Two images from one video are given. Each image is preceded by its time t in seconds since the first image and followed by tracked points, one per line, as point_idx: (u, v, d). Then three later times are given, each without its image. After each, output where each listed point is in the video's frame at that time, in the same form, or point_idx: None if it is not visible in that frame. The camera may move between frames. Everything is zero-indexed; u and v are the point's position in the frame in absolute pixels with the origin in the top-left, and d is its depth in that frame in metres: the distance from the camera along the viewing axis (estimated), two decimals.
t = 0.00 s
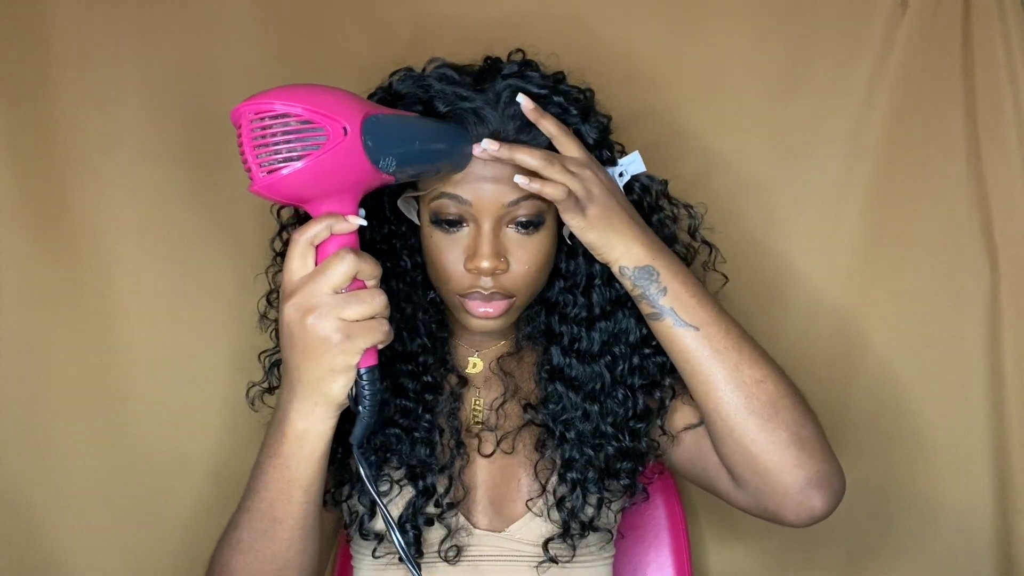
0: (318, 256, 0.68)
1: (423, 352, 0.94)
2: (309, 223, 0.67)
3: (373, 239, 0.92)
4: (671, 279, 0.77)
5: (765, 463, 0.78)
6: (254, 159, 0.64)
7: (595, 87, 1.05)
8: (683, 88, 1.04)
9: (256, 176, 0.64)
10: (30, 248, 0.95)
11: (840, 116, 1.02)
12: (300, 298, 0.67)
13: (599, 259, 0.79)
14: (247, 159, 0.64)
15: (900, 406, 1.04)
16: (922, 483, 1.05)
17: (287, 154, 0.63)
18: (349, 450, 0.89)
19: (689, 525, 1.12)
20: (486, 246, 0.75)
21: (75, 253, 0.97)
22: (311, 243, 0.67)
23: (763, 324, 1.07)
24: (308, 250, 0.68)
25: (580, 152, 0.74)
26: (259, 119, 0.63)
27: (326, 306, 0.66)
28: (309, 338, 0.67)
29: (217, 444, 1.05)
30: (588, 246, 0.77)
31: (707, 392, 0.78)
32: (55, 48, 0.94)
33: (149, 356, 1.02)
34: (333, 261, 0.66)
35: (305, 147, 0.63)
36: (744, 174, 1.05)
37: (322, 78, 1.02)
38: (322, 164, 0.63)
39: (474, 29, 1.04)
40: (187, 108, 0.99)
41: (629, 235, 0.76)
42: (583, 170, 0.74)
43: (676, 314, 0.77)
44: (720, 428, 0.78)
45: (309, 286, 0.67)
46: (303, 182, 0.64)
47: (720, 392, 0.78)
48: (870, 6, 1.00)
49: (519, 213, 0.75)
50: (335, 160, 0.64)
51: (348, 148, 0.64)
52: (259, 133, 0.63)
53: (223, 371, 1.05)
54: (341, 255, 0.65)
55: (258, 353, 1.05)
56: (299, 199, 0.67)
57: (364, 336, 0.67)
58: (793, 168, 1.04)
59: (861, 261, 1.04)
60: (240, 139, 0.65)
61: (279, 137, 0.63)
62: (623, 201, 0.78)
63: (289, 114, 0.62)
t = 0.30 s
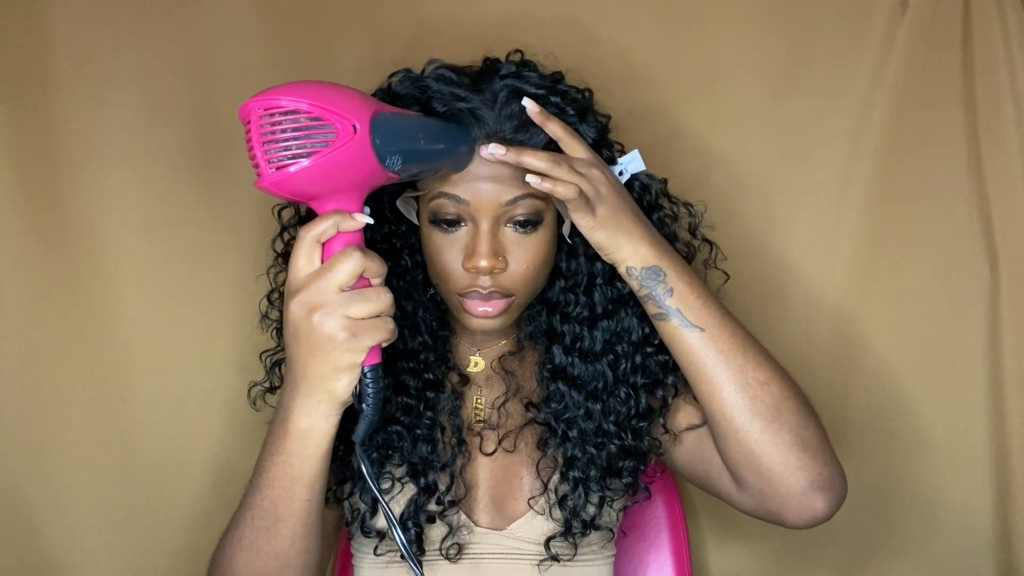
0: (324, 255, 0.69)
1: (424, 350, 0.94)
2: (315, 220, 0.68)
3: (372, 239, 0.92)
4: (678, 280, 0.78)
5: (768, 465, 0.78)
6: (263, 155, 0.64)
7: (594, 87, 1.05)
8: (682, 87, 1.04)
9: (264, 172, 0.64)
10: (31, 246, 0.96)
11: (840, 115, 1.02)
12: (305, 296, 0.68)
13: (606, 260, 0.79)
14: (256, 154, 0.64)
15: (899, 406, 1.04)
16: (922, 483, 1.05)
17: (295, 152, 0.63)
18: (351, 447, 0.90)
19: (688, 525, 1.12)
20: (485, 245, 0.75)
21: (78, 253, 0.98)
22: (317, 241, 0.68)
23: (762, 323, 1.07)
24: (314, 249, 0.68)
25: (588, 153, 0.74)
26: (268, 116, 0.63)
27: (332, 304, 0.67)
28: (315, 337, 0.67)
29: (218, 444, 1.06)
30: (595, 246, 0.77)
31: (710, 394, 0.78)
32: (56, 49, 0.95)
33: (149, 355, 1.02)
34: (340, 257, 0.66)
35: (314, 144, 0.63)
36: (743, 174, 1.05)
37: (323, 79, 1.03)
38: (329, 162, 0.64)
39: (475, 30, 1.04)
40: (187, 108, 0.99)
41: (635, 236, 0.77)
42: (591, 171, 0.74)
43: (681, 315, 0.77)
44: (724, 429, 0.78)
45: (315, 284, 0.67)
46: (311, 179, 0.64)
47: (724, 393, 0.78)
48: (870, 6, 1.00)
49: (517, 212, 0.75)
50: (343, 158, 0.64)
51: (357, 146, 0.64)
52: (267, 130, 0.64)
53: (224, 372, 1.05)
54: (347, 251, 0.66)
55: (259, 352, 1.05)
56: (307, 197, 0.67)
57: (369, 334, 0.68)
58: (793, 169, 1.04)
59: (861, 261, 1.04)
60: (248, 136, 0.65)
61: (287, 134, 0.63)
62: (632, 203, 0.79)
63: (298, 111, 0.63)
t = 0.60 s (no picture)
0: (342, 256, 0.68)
1: (426, 347, 0.95)
2: (337, 216, 0.67)
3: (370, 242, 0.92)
4: (687, 285, 0.78)
5: (773, 469, 0.78)
6: (294, 149, 0.63)
7: (593, 88, 1.05)
8: (681, 87, 1.04)
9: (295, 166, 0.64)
10: (32, 248, 0.96)
11: (840, 115, 1.02)
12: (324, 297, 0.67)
13: (616, 264, 0.79)
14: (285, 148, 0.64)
15: (899, 405, 1.04)
16: (923, 483, 1.04)
17: (324, 146, 0.63)
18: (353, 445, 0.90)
19: (689, 525, 1.12)
20: (479, 246, 0.75)
21: (79, 256, 0.98)
22: (336, 243, 0.68)
23: (762, 323, 1.07)
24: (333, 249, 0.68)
25: (601, 158, 0.75)
26: (298, 105, 0.63)
27: (351, 305, 0.67)
28: (331, 337, 0.68)
29: (219, 444, 1.06)
30: (608, 249, 0.77)
31: (717, 399, 0.78)
32: (56, 52, 0.96)
33: (150, 355, 1.03)
34: (360, 258, 0.66)
35: (342, 141, 0.63)
36: (743, 174, 1.05)
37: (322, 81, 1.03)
38: (360, 160, 0.64)
39: (473, 31, 1.04)
40: (187, 111, 1.00)
41: (646, 238, 0.77)
42: (607, 175, 0.74)
43: (690, 319, 0.77)
44: (730, 434, 0.78)
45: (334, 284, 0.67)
46: (335, 177, 0.64)
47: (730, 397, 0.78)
48: (869, 5, 1.00)
49: (511, 212, 0.76)
50: (369, 157, 0.64)
51: (384, 147, 0.65)
52: (296, 121, 0.63)
53: (226, 373, 1.05)
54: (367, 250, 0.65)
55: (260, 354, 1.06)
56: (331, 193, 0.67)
57: (385, 335, 0.68)
58: (793, 169, 1.04)
59: (861, 260, 1.04)
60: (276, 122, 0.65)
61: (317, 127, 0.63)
62: (643, 205, 0.79)
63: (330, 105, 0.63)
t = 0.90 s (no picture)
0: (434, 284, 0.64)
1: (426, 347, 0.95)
2: (451, 236, 0.62)
3: (369, 245, 0.89)
4: (691, 290, 0.78)
5: (776, 474, 0.78)
6: (448, 171, 0.59)
7: (592, 88, 1.05)
8: (680, 87, 1.04)
9: (445, 189, 0.59)
10: (31, 249, 0.97)
11: (839, 115, 1.02)
12: (422, 327, 0.64)
13: (620, 268, 0.79)
14: (433, 167, 0.59)
15: (899, 405, 1.04)
16: (921, 482, 1.04)
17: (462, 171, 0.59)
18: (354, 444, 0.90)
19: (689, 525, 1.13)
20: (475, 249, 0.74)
21: (80, 258, 0.99)
22: (434, 273, 0.63)
23: (762, 322, 1.07)
24: (426, 279, 0.63)
25: (602, 162, 0.76)
26: (451, 119, 0.58)
27: (450, 333, 0.65)
28: (416, 356, 0.65)
29: (219, 444, 1.07)
30: (612, 253, 0.77)
31: (721, 404, 0.78)
32: (55, 53, 0.96)
33: (151, 356, 1.03)
34: (465, 288, 0.64)
35: (478, 171, 0.59)
36: (742, 174, 1.05)
37: (322, 84, 1.03)
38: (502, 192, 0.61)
39: (472, 32, 1.04)
40: (186, 112, 1.00)
41: (650, 243, 0.77)
42: (610, 176, 0.75)
43: (694, 324, 0.78)
44: (732, 439, 0.79)
45: (432, 314, 0.64)
46: (458, 205, 0.60)
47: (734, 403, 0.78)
48: (869, 4, 1.00)
49: (508, 214, 0.75)
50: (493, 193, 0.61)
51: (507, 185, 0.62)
52: (441, 134, 0.58)
53: (227, 375, 1.06)
54: (474, 280, 0.64)
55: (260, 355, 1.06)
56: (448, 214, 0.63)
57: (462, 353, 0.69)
58: (793, 170, 1.04)
59: (861, 260, 1.04)
60: (415, 126, 0.60)
61: (463, 150, 0.58)
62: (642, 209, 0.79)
63: (481, 129, 0.59)
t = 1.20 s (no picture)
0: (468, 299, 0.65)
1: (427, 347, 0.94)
2: (487, 249, 0.63)
3: (369, 245, 0.89)
4: (685, 304, 0.78)
5: (779, 483, 0.78)
6: (489, 187, 0.60)
7: (592, 88, 1.05)
8: (680, 86, 1.04)
9: (483, 206, 0.61)
10: (32, 248, 0.97)
11: (840, 114, 1.02)
12: (462, 341, 0.65)
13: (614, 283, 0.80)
14: (473, 183, 0.60)
15: (899, 405, 1.04)
16: (922, 481, 1.04)
17: (501, 185, 0.60)
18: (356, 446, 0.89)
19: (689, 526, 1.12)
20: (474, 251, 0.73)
21: (80, 257, 0.99)
22: (471, 289, 0.64)
23: (762, 323, 1.07)
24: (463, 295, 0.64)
25: (603, 176, 0.75)
26: (487, 135, 0.59)
27: (486, 345, 0.67)
28: (455, 367, 0.66)
29: (220, 443, 1.07)
30: (605, 268, 0.78)
31: (720, 414, 0.78)
32: (56, 53, 0.96)
33: (151, 355, 1.04)
34: (500, 301, 0.65)
35: (516, 184, 0.61)
36: (743, 174, 1.05)
37: (321, 85, 1.03)
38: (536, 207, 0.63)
39: (472, 32, 1.04)
40: (186, 112, 1.00)
41: (644, 260, 0.77)
42: (608, 198, 0.74)
43: (690, 339, 0.78)
44: (734, 451, 0.79)
45: (470, 328, 0.65)
46: (499, 220, 0.61)
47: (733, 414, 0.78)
48: (870, 4, 0.99)
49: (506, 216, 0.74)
50: (532, 206, 0.62)
51: (543, 198, 0.63)
52: (478, 150, 0.60)
53: (228, 376, 1.06)
54: (509, 291, 0.65)
55: (260, 355, 1.06)
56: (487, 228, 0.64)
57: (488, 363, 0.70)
58: (793, 170, 1.04)
59: (861, 259, 1.04)
60: (451, 144, 0.61)
61: (501, 164, 0.60)
62: (639, 217, 0.80)
63: (516, 144, 0.60)
